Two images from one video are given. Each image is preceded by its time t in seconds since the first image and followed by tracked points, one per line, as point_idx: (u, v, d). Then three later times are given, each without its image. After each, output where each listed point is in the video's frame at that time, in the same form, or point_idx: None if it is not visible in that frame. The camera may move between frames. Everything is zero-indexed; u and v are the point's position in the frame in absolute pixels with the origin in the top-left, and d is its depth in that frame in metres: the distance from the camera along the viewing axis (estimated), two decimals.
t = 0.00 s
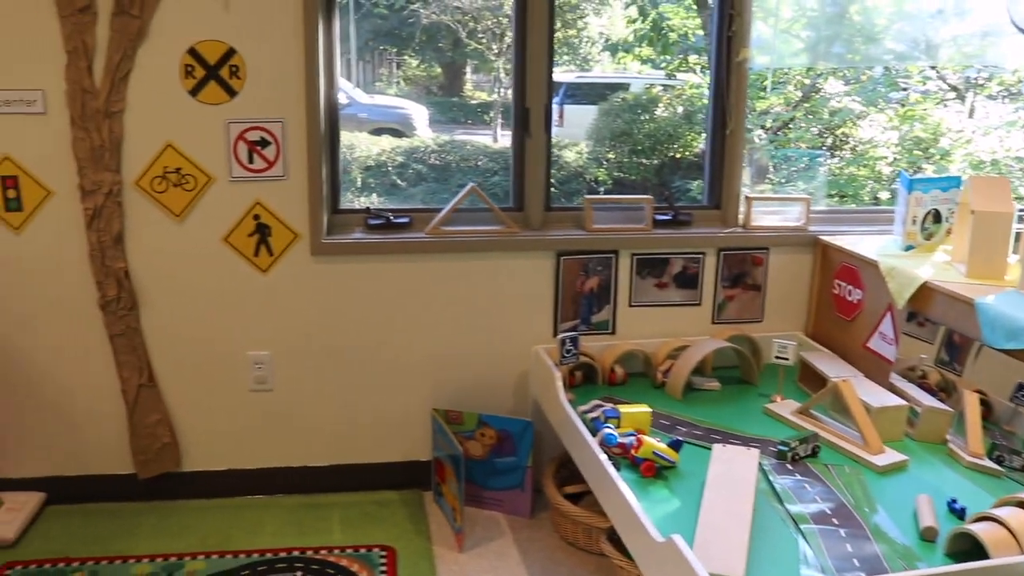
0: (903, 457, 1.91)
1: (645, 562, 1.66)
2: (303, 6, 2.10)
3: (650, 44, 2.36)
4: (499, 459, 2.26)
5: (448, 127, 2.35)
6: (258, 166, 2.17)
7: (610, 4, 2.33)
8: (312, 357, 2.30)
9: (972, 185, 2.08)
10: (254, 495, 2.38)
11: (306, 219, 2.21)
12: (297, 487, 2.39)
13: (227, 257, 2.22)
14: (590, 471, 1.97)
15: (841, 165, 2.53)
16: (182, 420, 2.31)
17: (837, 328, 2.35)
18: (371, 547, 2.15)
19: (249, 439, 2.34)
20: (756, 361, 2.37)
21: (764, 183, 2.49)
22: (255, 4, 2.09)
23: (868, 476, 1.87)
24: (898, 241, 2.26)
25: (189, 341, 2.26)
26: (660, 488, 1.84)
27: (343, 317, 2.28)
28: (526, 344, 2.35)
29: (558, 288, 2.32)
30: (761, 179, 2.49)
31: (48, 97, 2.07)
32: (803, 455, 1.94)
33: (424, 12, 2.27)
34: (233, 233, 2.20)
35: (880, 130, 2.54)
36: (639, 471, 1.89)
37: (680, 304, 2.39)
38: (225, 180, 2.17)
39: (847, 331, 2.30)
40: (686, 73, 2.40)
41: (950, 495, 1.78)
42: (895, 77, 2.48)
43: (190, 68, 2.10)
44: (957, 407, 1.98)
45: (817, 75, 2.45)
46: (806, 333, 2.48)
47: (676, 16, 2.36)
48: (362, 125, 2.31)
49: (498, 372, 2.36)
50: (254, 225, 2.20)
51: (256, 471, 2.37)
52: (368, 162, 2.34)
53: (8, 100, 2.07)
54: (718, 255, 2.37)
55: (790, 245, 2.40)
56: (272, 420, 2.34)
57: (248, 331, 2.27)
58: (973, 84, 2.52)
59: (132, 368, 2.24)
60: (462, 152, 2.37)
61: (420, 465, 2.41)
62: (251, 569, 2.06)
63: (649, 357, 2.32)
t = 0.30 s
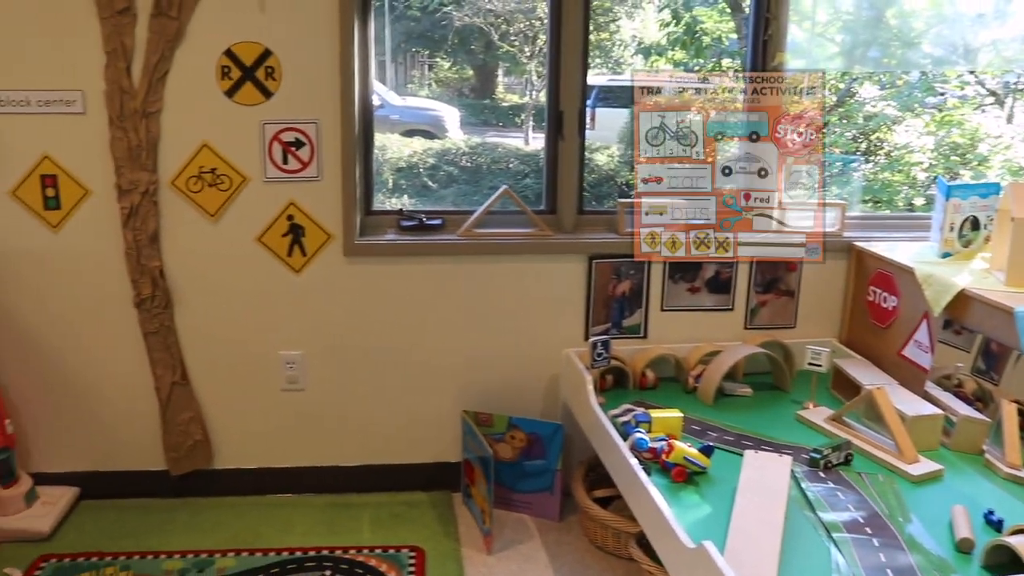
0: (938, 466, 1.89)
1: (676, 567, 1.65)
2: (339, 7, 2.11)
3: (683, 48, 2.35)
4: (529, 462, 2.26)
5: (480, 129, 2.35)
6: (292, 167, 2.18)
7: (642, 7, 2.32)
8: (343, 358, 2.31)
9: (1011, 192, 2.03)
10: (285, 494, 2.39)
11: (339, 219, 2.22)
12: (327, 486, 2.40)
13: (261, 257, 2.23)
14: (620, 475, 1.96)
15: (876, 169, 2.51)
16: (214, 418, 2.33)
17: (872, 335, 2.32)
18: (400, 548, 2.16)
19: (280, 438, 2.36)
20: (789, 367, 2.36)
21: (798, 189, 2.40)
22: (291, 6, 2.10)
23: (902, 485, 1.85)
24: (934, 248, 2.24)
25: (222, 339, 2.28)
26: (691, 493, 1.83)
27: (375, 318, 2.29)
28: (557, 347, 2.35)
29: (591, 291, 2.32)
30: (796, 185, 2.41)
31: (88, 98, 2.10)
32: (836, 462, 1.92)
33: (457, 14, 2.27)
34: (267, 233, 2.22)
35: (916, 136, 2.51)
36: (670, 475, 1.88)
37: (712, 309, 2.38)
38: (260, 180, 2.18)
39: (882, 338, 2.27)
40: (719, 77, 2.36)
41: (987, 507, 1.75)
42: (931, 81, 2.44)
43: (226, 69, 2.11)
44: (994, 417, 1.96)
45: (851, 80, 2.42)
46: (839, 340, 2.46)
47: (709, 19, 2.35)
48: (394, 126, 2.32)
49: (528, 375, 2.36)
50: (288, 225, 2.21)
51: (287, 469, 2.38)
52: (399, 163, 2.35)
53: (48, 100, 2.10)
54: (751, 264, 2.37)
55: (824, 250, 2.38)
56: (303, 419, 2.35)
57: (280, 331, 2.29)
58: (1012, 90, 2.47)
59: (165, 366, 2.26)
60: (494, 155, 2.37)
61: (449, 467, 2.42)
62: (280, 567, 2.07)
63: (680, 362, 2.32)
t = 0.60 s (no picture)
0: (965, 470, 1.87)
1: (700, 569, 1.64)
2: (365, 6, 2.11)
3: (708, 46, 2.33)
4: (552, 462, 2.26)
5: (503, 128, 2.35)
6: (317, 165, 2.19)
7: (667, 6, 2.31)
8: (367, 355, 2.32)
9: None
10: (308, 491, 2.40)
11: (364, 218, 2.22)
12: (350, 484, 2.41)
13: (286, 255, 2.24)
14: (644, 475, 1.95)
15: (903, 168, 2.48)
16: (239, 415, 2.35)
17: (899, 336, 2.30)
18: (423, 546, 2.16)
19: (304, 435, 2.37)
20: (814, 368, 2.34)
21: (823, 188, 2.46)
22: (317, 5, 2.10)
23: (929, 488, 1.83)
24: (963, 248, 2.21)
25: (247, 337, 2.29)
26: (716, 494, 1.82)
27: (399, 316, 2.29)
28: (580, 346, 2.35)
29: (615, 290, 2.31)
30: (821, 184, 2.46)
31: (115, 96, 2.12)
32: (862, 464, 1.90)
33: (481, 12, 2.27)
34: (292, 231, 2.22)
35: (944, 134, 2.47)
36: (694, 476, 1.87)
37: (738, 309, 2.37)
38: (285, 177, 2.19)
39: (909, 339, 2.25)
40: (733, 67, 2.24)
41: (1016, 512, 1.73)
42: (960, 79, 2.41)
43: (252, 67, 2.12)
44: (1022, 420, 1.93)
45: (878, 78, 2.40)
46: (866, 341, 2.44)
47: (734, 17, 2.33)
48: (417, 125, 2.32)
49: (552, 374, 2.36)
50: (312, 223, 2.22)
51: (311, 466, 2.40)
52: (423, 161, 2.35)
53: (76, 98, 2.11)
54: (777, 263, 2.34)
55: (851, 251, 2.36)
56: (327, 416, 2.36)
57: (305, 328, 2.30)
58: None
59: (191, 363, 2.28)
60: (517, 153, 2.37)
61: (472, 465, 2.42)
62: (303, 564, 2.08)
63: (705, 362, 2.31)
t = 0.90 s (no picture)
0: (991, 477, 1.85)
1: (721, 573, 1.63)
2: (389, 7, 2.11)
3: (732, 48, 2.32)
4: (573, 464, 2.26)
5: (526, 129, 2.35)
6: (341, 165, 2.19)
7: (690, 7, 2.30)
8: (389, 356, 2.32)
9: None
10: (330, 490, 2.41)
11: (387, 218, 2.23)
12: (371, 483, 2.42)
13: (309, 254, 2.25)
14: (665, 478, 1.94)
15: (930, 171, 2.46)
16: (261, 414, 2.36)
17: (925, 341, 2.27)
18: (443, 546, 2.16)
19: (325, 434, 2.38)
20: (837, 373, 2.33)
21: (847, 190, 2.43)
22: (341, 6, 2.11)
23: (955, 495, 1.81)
24: (991, 253, 2.18)
25: (270, 336, 2.30)
26: (738, 498, 1.81)
27: (421, 317, 2.30)
28: (602, 348, 2.34)
29: (637, 293, 2.30)
30: (844, 186, 2.43)
31: (141, 96, 2.13)
32: (886, 470, 1.89)
33: (504, 13, 2.27)
34: (315, 231, 2.23)
35: (971, 137, 2.44)
36: (716, 480, 1.86)
37: (761, 313, 2.36)
38: (308, 178, 2.20)
39: (935, 344, 2.23)
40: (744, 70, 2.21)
41: None
42: (988, 81, 2.38)
43: (277, 68, 2.13)
44: None
45: (904, 80, 2.37)
46: (890, 346, 2.42)
47: (758, 18, 2.32)
48: (439, 126, 2.33)
49: (573, 376, 2.36)
50: (336, 223, 2.23)
51: (332, 466, 2.40)
52: (445, 162, 2.35)
53: (103, 98, 2.13)
54: (801, 266, 2.32)
55: (876, 255, 2.34)
56: (349, 416, 2.37)
57: (327, 328, 2.30)
58: None
59: (214, 361, 2.29)
60: (539, 154, 2.37)
61: (493, 466, 2.42)
62: (323, 564, 2.08)
63: (727, 366, 2.30)
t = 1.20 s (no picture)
0: (1011, 480, 1.84)
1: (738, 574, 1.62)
2: (408, 7, 2.12)
3: (750, 48, 2.31)
4: (590, 464, 2.26)
5: (543, 128, 2.35)
6: (359, 164, 2.20)
7: (708, 6, 2.29)
8: (406, 354, 2.33)
9: None
10: (347, 488, 2.42)
11: (405, 217, 2.23)
12: (388, 481, 2.42)
13: (327, 253, 2.26)
14: (682, 479, 1.94)
15: (951, 172, 2.44)
16: (279, 412, 2.37)
17: (945, 343, 2.25)
18: (459, 545, 2.16)
19: (343, 432, 2.39)
20: (856, 374, 2.32)
21: (866, 190, 2.42)
22: (361, 6, 2.11)
23: (975, 498, 1.80)
24: (1013, 254, 2.16)
25: (288, 334, 2.31)
26: (755, 500, 1.80)
27: (438, 316, 2.30)
28: (620, 348, 2.34)
29: (655, 293, 2.30)
30: (864, 187, 2.42)
31: (161, 95, 2.14)
32: (905, 472, 1.87)
33: (522, 13, 2.27)
34: (333, 230, 2.24)
35: (992, 137, 2.41)
36: (734, 482, 1.85)
37: (780, 313, 2.34)
38: (326, 177, 2.21)
39: (955, 346, 2.21)
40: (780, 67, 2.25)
41: None
42: (1010, 81, 2.36)
43: (296, 67, 2.14)
44: None
45: (924, 80, 2.36)
46: (909, 347, 2.40)
47: (777, 17, 2.31)
48: (457, 125, 2.33)
49: (591, 376, 2.36)
50: (354, 222, 2.23)
51: (349, 464, 2.41)
52: (462, 161, 2.35)
53: (123, 97, 2.15)
54: (819, 265, 2.31)
55: (895, 255, 2.33)
56: (366, 414, 2.37)
57: (345, 326, 2.31)
58: None
59: (232, 359, 2.30)
60: (556, 154, 2.36)
61: (509, 466, 2.42)
62: (340, 562, 2.09)
63: (745, 366, 2.29)
